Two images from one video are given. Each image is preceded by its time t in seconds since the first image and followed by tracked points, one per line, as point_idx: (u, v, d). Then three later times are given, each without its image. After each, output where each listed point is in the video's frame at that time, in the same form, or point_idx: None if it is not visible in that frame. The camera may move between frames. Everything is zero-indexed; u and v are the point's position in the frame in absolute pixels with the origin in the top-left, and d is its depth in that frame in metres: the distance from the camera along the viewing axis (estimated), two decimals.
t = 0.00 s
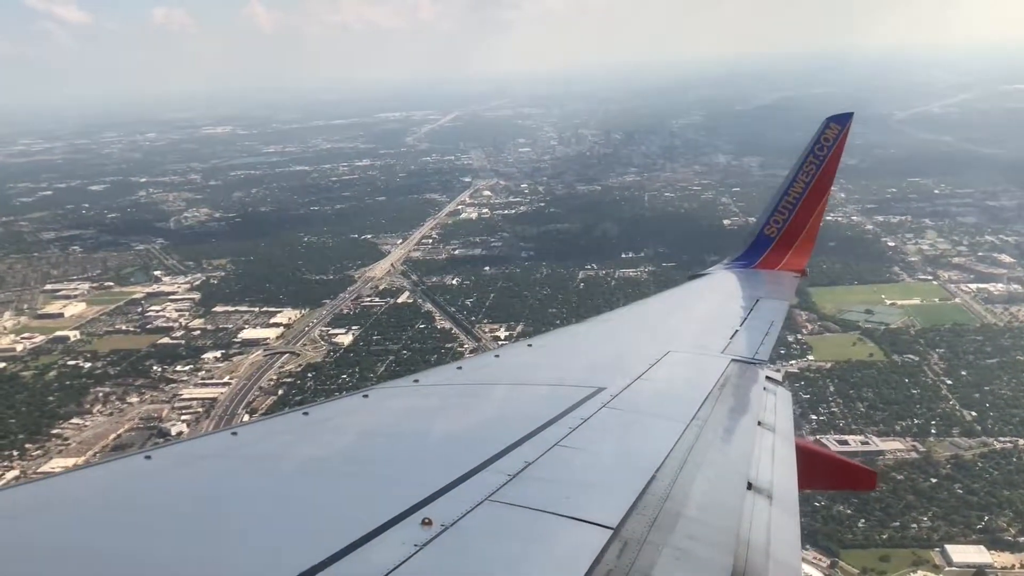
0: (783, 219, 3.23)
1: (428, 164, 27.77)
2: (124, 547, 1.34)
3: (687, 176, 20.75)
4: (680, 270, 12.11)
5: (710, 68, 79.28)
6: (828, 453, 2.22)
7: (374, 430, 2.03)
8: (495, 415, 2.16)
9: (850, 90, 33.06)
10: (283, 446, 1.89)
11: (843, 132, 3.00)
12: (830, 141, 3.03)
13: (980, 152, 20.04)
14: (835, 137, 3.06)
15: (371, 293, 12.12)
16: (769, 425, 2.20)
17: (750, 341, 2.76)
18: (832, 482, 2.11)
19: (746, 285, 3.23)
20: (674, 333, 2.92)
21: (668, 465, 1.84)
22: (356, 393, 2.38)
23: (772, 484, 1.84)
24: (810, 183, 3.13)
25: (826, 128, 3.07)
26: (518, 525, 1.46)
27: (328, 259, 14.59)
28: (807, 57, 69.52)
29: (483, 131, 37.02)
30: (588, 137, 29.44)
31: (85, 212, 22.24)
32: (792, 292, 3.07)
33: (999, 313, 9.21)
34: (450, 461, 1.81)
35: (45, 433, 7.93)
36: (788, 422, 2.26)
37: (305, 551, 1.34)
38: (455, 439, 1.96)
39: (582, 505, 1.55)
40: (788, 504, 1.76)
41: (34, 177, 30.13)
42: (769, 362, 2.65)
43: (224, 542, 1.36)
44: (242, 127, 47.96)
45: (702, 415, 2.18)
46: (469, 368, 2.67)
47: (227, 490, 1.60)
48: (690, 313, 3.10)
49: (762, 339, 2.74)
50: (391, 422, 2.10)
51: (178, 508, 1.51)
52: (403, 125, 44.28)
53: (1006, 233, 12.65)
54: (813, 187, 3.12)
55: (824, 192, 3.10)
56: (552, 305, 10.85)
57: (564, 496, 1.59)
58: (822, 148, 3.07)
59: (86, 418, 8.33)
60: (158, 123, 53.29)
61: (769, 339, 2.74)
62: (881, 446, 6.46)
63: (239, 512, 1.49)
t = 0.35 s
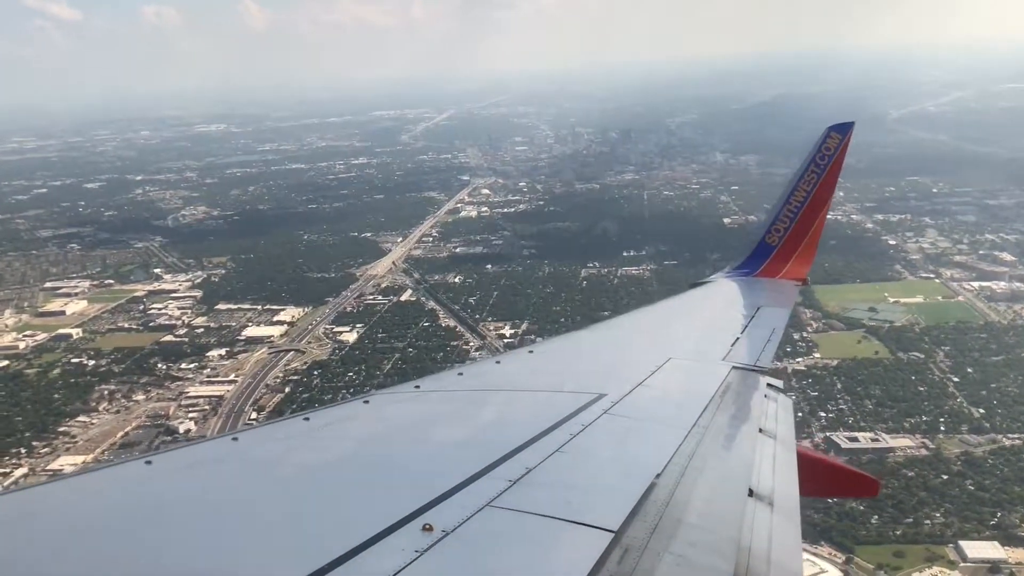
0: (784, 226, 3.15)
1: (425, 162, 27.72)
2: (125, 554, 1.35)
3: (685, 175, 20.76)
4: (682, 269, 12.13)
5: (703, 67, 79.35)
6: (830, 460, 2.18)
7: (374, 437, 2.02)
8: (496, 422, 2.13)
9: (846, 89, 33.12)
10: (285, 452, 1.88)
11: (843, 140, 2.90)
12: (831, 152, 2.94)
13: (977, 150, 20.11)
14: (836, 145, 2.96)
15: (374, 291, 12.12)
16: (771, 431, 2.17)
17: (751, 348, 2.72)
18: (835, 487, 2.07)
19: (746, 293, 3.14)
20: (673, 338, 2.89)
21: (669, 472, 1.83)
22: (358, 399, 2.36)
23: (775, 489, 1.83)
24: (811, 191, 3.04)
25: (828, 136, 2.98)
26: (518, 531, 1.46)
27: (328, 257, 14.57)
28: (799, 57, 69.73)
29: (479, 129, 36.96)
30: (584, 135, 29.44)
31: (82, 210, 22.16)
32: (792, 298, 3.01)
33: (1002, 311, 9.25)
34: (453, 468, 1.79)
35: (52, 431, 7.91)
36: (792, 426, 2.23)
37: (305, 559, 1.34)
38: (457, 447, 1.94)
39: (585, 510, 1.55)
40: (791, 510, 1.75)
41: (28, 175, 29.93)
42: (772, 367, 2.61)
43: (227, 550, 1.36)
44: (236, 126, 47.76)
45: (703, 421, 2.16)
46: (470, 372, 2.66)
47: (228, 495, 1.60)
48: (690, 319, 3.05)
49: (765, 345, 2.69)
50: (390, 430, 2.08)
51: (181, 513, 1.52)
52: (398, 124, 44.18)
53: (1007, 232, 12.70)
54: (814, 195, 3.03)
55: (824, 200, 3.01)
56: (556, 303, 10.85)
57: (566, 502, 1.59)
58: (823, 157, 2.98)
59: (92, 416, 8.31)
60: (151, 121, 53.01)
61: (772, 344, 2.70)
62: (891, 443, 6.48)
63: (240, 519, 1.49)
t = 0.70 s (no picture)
0: (786, 231, 3.08)
1: (422, 155, 27.70)
2: (105, 557, 1.27)
3: (684, 169, 20.79)
4: (685, 262, 12.15)
5: (697, 61, 79.32)
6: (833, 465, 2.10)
7: (365, 442, 1.92)
8: (494, 427, 2.03)
9: (842, 84, 33.19)
10: (273, 456, 1.79)
11: (848, 145, 2.84)
12: (833, 159, 2.88)
13: (974, 146, 20.19)
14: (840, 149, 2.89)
15: (377, 284, 12.12)
16: (775, 435, 2.08)
17: (750, 352, 2.63)
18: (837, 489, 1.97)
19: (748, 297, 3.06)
20: (674, 340, 2.79)
21: (671, 476, 1.75)
22: (356, 404, 2.27)
23: (778, 493, 1.75)
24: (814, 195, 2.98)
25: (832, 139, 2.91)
26: (520, 532, 1.39)
27: (330, 250, 14.56)
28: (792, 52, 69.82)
29: (476, 123, 36.93)
30: (582, 129, 29.44)
31: (80, 202, 22.10)
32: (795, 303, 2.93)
33: (1006, 306, 9.30)
34: (448, 472, 1.71)
35: (60, 423, 7.93)
36: (793, 430, 2.14)
37: (296, 561, 1.27)
38: (452, 451, 1.84)
39: (590, 511, 1.48)
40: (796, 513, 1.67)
41: (23, 168, 29.80)
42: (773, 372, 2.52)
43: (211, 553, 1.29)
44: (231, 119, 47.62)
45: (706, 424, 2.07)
46: (472, 379, 2.55)
47: (213, 498, 1.52)
48: (691, 323, 2.95)
49: (767, 350, 2.61)
50: (382, 433, 1.98)
51: (165, 516, 1.44)
52: (394, 117, 44.13)
53: (1007, 227, 12.77)
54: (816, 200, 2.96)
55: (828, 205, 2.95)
56: (560, 296, 10.87)
57: (567, 504, 1.51)
58: (824, 164, 2.92)
59: (99, 407, 8.32)
60: (144, 114, 52.77)
61: (773, 349, 2.61)
62: (901, 436, 6.52)
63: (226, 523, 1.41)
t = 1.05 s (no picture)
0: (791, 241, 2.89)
1: (420, 144, 27.63)
2: (103, 562, 1.24)
3: (683, 160, 20.80)
4: (688, 253, 12.16)
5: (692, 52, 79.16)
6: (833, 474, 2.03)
7: (366, 447, 1.83)
8: (496, 436, 1.93)
9: (840, 76, 33.17)
10: (275, 461, 1.73)
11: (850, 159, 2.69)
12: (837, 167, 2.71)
13: (974, 138, 20.22)
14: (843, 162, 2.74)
15: (381, 273, 12.12)
16: (778, 444, 1.99)
17: (753, 360, 2.48)
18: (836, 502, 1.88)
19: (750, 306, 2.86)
20: (678, 346, 2.65)
21: (673, 485, 1.70)
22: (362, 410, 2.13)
23: (782, 501, 1.69)
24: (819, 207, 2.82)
25: (837, 149, 2.74)
26: (523, 538, 1.36)
27: (331, 239, 14.52)
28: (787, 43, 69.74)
29: (473, 112, 36.83)
30: (580, 118, 29.40)
31: (78, 189, 22.02)
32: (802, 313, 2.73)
33: (1010, 298, 9.34)
34: (450, 478, 1.65)
35: (69, 410, 7.94)
36: (796, 437, 2.05)
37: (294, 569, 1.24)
38: (453, 459, 1.76)
39: (592, 518, 1.44)
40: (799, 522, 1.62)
41: (19, 154, 29.64)
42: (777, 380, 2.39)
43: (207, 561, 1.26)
44: (226, 106, 47.40)
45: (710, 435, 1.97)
46: (479, 382, 2.39)
47: (208, 503, 1.48)
48: (695, 329, 2.78)
49: (771, 360, 2.45)
50: (381, 440, 1.89)
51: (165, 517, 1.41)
52: (390, 105, 44.00)
53: (1009, 219, 12.80)
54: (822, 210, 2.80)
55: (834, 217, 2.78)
56: (565, 286, 10.88)
57: (571, 511, 1.47)
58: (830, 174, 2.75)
59: (107, 394, 8.32)
60: (138, 101, 52.46)
61: (778, 359, 2.47)
62: (910, 427, 6.56)
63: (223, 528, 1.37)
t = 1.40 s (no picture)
0: (794, 255, 2.67)
1: (418, 131, 27.60)
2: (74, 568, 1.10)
3: (683, 148, 20.81)
4: (691, 242, 12.17)
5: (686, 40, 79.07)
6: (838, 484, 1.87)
7: (353, 451, 1.69)
8: (490, 443, 1.77)
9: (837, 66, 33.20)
10: (256, 463, 1.59)
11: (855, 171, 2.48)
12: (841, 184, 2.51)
13: (972, 129, 20.27)
14: (851, 174, 2.52)
15: (384, 260, 12.12)
16: (782, 455, 1.82)
17: (755, 371, 2.28)
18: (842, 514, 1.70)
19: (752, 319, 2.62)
20: (684, 354, 2.46)
21: (674, 496, 1.56)
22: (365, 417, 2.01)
23: (785, 513, 1.54)
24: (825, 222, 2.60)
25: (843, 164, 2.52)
26: (531, 548, 1.22)
27: (332, 225, 14.50)
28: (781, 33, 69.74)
29: (470, 99, 36.76)
30: (578, 106, 29.36)
31: (74, 173, 21.94)
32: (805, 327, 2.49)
33: (1013, 288, 9.39)
34: (440, 484, 1.50)
35: (76, 394, 7.95)
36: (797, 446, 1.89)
37: None
38: (440, 465, 1.61)
39: (604, 527, 1.31)
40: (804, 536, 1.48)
41: (13, 137, 29.50)
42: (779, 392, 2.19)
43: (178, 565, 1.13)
44: (221, 91, 47.23)
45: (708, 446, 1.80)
46: (479, 391, 2.22)
47: (183, 504, 1.35)
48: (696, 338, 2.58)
49: (774, 371, 2.25)
50: (368, 445, 1.73)
51: (133, 518, 1.28)
52: (386, 92, 43.86)
53: (1009, 210, 12.85)
54: (828, 223, 2.58)
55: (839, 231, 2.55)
56: (570, 273, 10.88)
57: (570, 519, 1.33)
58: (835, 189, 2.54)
59: (113, 379, 8.32)
60: (132, 86, 52.22)
61: (782, 369, 2.26)
62: (918, 415, 6.61)
63: (195, 531, 1.24)
